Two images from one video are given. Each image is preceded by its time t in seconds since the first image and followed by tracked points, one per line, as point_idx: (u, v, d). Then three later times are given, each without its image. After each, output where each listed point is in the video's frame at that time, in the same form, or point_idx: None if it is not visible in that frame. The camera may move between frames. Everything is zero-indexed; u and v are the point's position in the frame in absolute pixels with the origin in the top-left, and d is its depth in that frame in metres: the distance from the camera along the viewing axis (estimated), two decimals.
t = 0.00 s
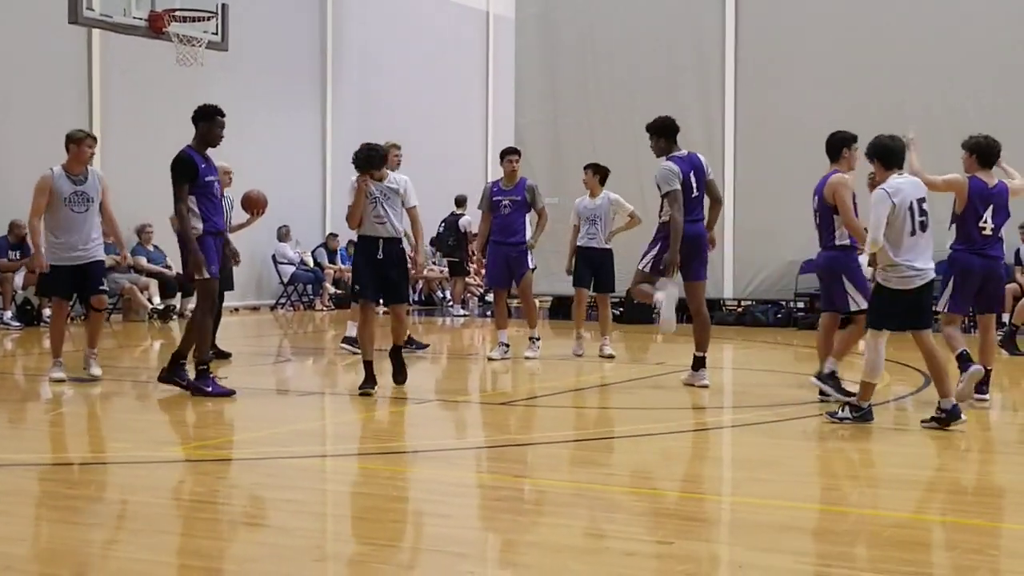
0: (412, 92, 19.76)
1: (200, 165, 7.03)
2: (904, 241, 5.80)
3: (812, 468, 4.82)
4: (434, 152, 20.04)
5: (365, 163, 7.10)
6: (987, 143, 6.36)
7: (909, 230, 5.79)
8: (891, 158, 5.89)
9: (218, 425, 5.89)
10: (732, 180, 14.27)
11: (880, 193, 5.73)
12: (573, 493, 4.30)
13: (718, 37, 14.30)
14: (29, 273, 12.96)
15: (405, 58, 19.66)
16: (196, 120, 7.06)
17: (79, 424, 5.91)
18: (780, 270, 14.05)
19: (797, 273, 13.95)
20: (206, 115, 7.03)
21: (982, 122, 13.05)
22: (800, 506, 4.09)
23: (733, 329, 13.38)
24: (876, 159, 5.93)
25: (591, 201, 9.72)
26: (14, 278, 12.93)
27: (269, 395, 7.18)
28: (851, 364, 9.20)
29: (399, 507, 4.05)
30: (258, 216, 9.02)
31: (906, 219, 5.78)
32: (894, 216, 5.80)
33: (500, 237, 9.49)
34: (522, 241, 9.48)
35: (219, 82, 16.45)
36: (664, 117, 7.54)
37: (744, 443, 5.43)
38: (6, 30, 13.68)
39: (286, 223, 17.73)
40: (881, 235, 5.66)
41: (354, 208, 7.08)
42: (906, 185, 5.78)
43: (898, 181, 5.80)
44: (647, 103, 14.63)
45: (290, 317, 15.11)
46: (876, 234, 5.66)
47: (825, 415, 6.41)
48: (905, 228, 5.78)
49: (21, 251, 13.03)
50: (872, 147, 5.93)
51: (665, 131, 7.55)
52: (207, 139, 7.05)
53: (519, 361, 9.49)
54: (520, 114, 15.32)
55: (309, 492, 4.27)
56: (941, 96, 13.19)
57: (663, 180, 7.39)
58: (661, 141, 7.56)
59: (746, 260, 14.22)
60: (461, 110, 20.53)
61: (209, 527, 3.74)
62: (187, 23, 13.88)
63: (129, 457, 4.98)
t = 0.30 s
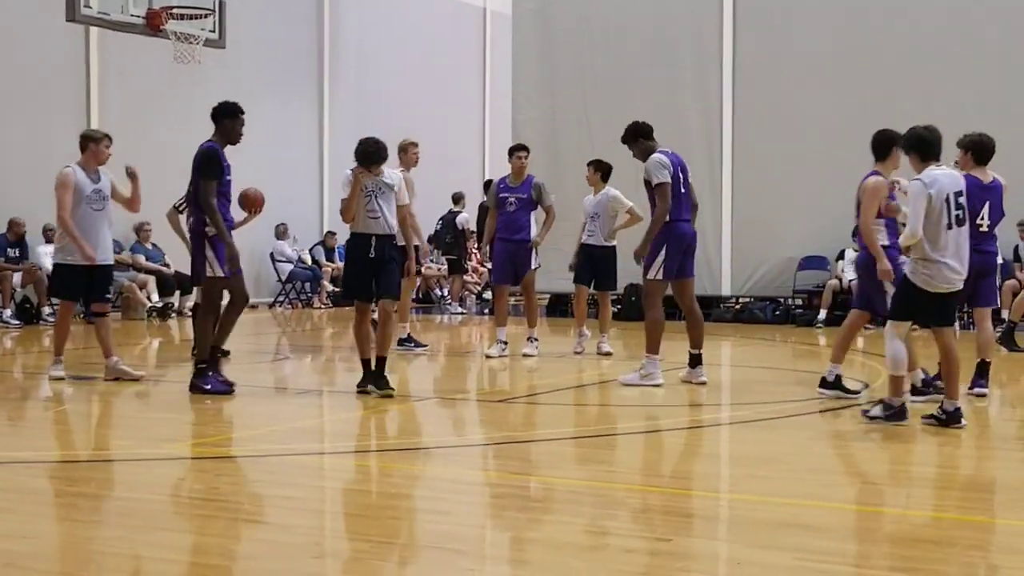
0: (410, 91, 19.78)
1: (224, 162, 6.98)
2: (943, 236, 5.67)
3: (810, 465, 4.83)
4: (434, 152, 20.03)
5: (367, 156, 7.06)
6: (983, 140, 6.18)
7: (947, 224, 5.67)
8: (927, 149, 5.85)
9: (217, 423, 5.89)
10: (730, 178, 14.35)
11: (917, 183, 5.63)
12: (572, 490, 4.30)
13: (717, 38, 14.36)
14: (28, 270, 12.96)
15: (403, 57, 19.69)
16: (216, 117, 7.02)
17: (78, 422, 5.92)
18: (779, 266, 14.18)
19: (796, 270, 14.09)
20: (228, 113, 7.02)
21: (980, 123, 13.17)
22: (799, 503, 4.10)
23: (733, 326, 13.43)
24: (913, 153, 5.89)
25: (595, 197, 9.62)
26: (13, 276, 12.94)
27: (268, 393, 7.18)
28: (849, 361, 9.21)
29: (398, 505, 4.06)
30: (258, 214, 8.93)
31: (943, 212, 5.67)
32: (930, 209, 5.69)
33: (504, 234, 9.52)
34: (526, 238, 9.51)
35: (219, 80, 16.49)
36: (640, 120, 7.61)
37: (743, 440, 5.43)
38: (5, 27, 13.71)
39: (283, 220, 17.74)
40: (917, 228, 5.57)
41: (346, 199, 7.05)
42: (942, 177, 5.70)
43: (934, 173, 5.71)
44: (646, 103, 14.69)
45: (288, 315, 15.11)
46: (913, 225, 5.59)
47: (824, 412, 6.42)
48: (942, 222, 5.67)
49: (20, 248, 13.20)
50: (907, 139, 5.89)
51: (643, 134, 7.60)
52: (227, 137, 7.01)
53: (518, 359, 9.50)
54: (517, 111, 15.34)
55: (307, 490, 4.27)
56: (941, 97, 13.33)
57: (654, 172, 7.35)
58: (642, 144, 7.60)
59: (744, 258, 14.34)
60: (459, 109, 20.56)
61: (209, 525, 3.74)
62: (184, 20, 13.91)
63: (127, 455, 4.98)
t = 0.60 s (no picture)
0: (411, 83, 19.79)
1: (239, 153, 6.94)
2: (967, 226, 5.58)
3: (809, 454, 4.83)
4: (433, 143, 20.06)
5: (379, 142, 6.99)
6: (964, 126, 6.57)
7: (972, 214, 5.57)
8: (959, 134, 5.54)
9: (216, 415, 5.89)
10: (729, 170, 14.67)
11: (947, 170, 5.46)
12: (572, 480, 4.31)
13: (715, 33, 14.72)
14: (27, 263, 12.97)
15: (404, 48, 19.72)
16: (228, 109, 6.98)
17: (78, 414, 5.92)
18: (778, 256, 14.47)
19: (795, 260, 14.35)
20: (239, 105, 6.99)
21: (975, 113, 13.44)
22: (797, 492, 4.11)
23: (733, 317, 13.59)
24: (942, 136, 5.58)
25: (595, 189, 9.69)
26: (13, 268, 12.96)
27: (267, 384, 7.18)
28: (847, 350, 9.23)
29: (397, 495, 4.06)
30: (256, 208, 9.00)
31: (969, 202, 5.54)
32: (960, 198, 5.53)
33: (512, 228, 9.65)
34: (533, 232, 9.64)
35: (219, 70, 16.60)
36: (622, 113, 7.62)
37: (743, 430, 5.44)
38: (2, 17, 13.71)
39: (279, 213, 17.76)
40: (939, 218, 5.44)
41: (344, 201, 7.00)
42: (971, 165, 5.53)
43: (964, 161, 5.53)
44: (646, 98, 15.04)
45: (288, 306, 15.10)
46: (937, 213, 5.44)
47: (824, 401, 6.43)
48: (968, 213, 5.56)
49: (21, 242, 13.29)
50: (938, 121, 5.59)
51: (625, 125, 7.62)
52: (240, 128, 6.99)
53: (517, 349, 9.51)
54: (516, 103, 15.75)
55: (306, 481, 4.28)
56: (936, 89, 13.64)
57: (633, 151, 7.44)
58: (624, 136, 7.63)
59: (744, 248, 14.63)
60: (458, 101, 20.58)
61: (208, 517, 3.75)
62: (183, 12, 13.91)
63: (126, 446, 4.98)
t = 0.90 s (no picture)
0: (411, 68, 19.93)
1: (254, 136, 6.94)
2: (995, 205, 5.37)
3: (812, 435, 4.83)
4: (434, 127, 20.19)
5: (394, 121, 6.91)
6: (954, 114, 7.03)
7: (1000, 193, 5.35)
8: (988, 112, 5.38)
9: (218, 396, 5.90)
10: (730, 151, 14.72)
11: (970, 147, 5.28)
12: (575, 461, 4.31)
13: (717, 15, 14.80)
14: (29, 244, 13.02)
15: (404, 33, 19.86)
16: (237, 92, 6.93)
17: (80, 395, 5.93)
18: (780, 237, 14.52)
19: (798, 241, 14.39)
20: (248, 88, 6.92)
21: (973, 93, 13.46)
22: (801, 474, 4.10)
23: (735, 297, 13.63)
24: (971, 113, 5.43)
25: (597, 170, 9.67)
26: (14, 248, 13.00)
27: (270, 364, 7.20)
28: (850, 330, 9.24)
29: (401, 476, 4.06)
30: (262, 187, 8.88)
31: (997, 180, 5.33)
32: (986, 176, 5.33)
33: (518, 208, 9.72)
34: (538, 212, 9.69)
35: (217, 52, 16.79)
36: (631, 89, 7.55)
37: (745, 411, 5.45)
38: None
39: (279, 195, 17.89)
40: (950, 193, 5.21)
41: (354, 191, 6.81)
42: (998, 145, 5.33)
43: (989, 140, 5.34)
44: (648, 79, 15.13)
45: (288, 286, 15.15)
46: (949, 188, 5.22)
47: (826, 382, 6.44)
48: (995, 191, 5.34)
49: (23, 223, 13.31)
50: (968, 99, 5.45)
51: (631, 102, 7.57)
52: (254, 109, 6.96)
53: (519, 330, 9.53)
54: (519, 84, 15.85)
55: (309, 462, 4.28)
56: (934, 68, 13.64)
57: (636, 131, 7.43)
58: (630, 112, 7.57)
59: (745, 229, 14.69)
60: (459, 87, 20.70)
61: (210, 497, 3.75)
62: None
63: (130, 427, 4.99)
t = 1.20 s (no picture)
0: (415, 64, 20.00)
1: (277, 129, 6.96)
2: None
3: (816, 432, 4.83)
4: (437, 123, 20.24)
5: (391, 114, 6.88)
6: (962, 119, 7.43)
7: None
8: None
9: (223, 392, 5.91)
10: (734, 147, 14.73)
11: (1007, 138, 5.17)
12: (580, 458, 4.31)
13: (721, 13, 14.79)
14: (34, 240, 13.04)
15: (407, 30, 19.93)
16: (257, 91, 6.92)
17: (85, 391, 5.94)
18: (784, 235, 14.51)
19: (802, 238, 14.38)
20: (264, 85, 6.94)
21: (978, 91, 13.43)
22: (805, 470, 4.11)
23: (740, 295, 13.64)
24: (1016, 106, 5.30)
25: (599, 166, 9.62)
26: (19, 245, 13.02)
27: (274, 361, 7.21)
28: (853, 328, 9.24)
29: (407, 472, 4.07)
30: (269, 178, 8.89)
31: None
32: None
33: (522, 204, 9.72)
34: (542, 208, 9.67)
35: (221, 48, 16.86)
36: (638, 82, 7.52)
37: (749, 408, 5.45)
38: None
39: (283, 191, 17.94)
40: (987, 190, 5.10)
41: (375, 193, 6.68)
42: None
43: None
44: (651, 75, 15.13)
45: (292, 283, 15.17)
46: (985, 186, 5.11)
47: (830, 379, 6.44)
48: None
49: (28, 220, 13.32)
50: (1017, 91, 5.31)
51: (637, 96, 7.53)
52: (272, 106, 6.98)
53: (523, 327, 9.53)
54: (524, 80, 15.87)
55: (314, 458, 4.28)
56: (938, 66, 13.62)
57: (633, 136, 7.36)
58: (634, 106, 7.55)
59: (751, 227, 14.70)
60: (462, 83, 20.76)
61: (215, 494, 3.75)
62: None
63: (134, 424, 4.99)
